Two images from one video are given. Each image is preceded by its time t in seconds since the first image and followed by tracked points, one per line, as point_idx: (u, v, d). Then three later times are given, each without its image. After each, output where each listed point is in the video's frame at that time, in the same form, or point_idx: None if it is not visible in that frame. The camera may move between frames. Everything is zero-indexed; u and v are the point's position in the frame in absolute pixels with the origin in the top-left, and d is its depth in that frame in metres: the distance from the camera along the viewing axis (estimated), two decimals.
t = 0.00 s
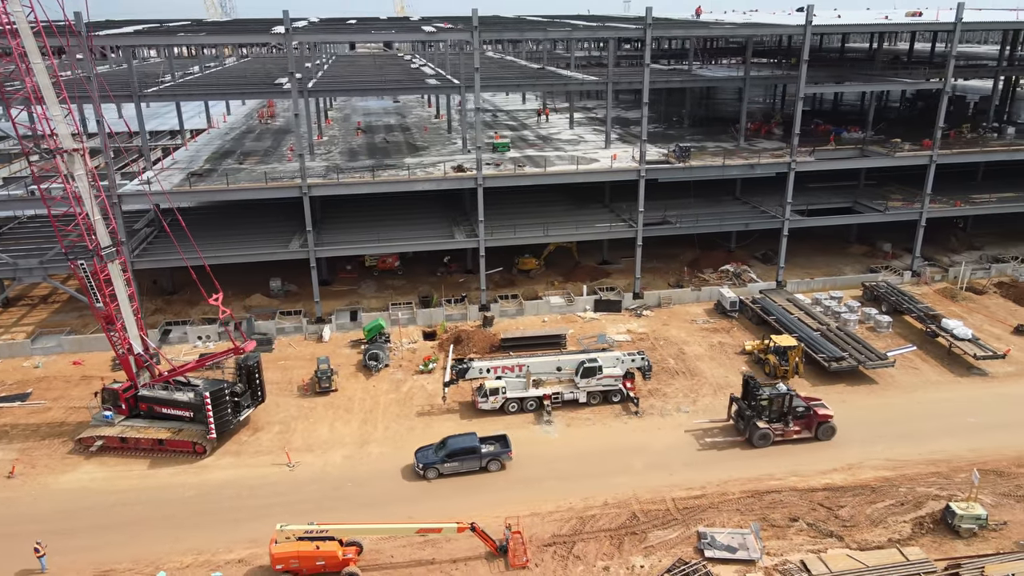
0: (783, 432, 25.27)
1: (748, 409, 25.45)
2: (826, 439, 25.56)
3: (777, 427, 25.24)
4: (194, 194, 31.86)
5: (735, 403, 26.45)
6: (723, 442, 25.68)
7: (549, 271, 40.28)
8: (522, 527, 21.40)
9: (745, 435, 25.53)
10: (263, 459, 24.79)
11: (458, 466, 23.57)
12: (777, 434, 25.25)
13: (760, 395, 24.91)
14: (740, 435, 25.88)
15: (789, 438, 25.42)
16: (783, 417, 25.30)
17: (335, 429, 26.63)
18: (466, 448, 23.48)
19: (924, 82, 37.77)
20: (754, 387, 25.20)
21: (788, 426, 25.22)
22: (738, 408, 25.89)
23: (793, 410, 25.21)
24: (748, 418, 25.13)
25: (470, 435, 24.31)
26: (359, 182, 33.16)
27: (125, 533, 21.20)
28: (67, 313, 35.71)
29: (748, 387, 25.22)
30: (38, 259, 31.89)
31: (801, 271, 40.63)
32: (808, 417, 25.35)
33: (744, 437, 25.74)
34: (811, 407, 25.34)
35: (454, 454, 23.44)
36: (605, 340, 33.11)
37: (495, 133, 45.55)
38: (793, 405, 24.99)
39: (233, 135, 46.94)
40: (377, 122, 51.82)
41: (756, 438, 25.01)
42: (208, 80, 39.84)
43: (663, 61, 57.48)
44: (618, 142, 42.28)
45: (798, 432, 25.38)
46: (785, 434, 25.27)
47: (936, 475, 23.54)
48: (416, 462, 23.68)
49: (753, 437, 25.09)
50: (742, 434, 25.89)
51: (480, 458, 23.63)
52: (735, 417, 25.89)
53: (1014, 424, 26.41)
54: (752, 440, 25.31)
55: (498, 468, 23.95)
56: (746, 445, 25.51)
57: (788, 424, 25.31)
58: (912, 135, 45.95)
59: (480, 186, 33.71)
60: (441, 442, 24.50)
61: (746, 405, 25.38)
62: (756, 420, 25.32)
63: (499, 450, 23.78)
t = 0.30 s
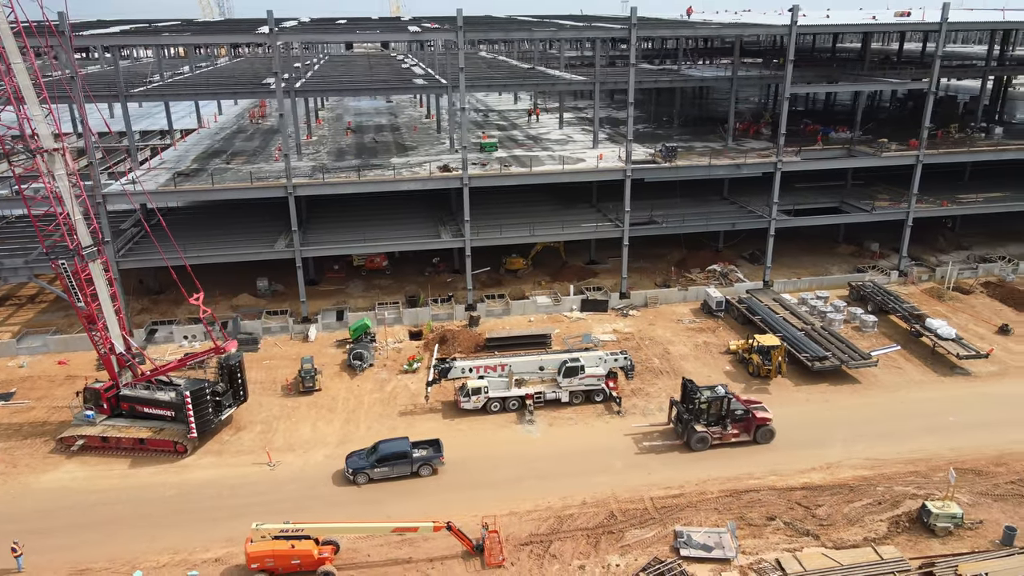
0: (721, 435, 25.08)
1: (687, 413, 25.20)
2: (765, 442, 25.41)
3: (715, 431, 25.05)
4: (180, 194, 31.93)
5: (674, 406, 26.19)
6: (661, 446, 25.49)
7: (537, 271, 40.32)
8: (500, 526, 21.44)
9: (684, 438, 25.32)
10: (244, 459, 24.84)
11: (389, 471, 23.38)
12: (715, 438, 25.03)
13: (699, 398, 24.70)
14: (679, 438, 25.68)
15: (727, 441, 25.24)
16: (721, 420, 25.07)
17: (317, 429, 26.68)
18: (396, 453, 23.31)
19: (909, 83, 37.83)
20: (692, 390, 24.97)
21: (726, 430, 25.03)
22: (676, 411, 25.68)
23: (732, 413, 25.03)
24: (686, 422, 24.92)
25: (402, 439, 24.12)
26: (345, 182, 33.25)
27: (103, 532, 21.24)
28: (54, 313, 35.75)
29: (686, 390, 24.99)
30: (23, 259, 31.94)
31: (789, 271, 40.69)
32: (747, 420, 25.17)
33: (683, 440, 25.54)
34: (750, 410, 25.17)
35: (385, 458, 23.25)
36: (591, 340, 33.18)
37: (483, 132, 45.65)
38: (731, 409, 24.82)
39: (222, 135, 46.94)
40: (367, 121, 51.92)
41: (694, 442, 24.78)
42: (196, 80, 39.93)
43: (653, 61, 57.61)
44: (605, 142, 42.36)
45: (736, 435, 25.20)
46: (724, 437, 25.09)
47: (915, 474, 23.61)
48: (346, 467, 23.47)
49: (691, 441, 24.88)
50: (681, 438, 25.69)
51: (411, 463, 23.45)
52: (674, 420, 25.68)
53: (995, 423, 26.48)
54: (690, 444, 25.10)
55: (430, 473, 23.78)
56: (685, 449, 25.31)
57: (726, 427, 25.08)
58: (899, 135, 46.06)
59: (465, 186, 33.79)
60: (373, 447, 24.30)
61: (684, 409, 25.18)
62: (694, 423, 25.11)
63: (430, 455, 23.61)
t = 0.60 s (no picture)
0: (657, 438, 24.94)
1: (623, 416, 24.94)
2: (700, 445, 25.35)
3: (652, 434, 24.89)
4: (164, 193, 32.00)
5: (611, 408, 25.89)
6: (597, 449, 25.24)
7: (524, 271, 40.36)
8: (476, 525, 21.48)
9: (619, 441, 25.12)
10: (224, 458, 24.89)
11: (316, 476, 23.16)
12: (651, 441, 24.90)
13: (635, 402, 24.39)
14: (615, 440, 25.49)
15: (663, 444, 25.12)
16: (657, 423, 24.90)
17: (299, 428, 26.72)
18: (324, 457, 23.13)
19: (894, 83, 37.84)
20: (629, 393, 24.69)
21: (662, 433, 24.88)
22: (612, 413, 25.43)
23: (668, 416, 24.85)
24: (621, 425, 24.67)
25: (332, 444, 23.92)
26: (329, 181, 33.31)
27: (80, 531, 21.28)
28: (40, 312, 35.79)
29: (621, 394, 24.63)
30: (7, 259, 31.98)
31: (776, 270, 40.74)
32: (683, 423, 25.04)
33: (620, 443, 25.35)
34: (686, 413, 25.04)
35: (313, 463, 23.05)
36: (575, 339, 33.23)
37: (472, 132, 45.71)
38: (668, 412, 24.61)
39: (211, 135, 46.91)
40: (357, 121, 51.97)
41: (629, 445, 24.63)
42: (182, 80, 39.99)
43: (644, 61, 57.65)
44: (592, 142, 42.42)
45: (673, 438, 25.07)
46: (660, 440, 24.95)
47: (892, 473, 23.66)
48: (273, 471, 23.19)
49: (626, 444, 24.70)
50: (617, 440, 25.52)
51: (339, 468, 23.24)
52: (609, 423, 25.42)
53: (974, 422, 26.54)
54: (626, 447, 24.91)
55: (359, 478, 23.54)
56: (620, 452, 25.13)
57: (662, 430, 24.94)
58: (887, 134, 46.11)
59: (450, 185, 33.86)
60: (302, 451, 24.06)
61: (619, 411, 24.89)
62: (629, 426, 24.86)
63: (359, 460, 23.41)
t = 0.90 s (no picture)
0: (591, 442, 24.69)
1: (556, 419, 24.69)
2: (636, 449, 25.17)
3: (586, 437, 24.65)
4: (147, 193, 32.03)
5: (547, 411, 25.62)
6: (531, 452, 25.06)
7: (510, 270, 40.40)
8: (451, 523, 21.51)
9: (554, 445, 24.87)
10: (202, 457, 24.93)
11: (240, 480, 22.91)
12: (585, 445, 24.68)
13: (567, 405, 24.21)
14: (550, 444, 25.24)
15: (598, 448, 24.85)
16: (592, 427, 24.68)
17: (279, 427, 26.76)
18: (248, 461, 22.89)
19: (878, 83, 37.82)
20: (562, 396, 24.43)
21: (596, 436, 24.63)
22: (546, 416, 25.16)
23: (602, 420, 24.64)
24: (555, 428, 24.46)
25: (259, 448, 23.66)
26: (313, 181, 33.33)
27: (55, 530, 21.33)
28: (26, 312, 35.83)
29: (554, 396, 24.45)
30: None
31: (762, 269, 40.80)
32: (618, 427, 24.81)
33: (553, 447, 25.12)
34: (621, 416, 24.84)
35: (237, 467, 22.81)
36: (558, 339, 33.29)
37: (459, 132, 45.76)
38: (601, 415, 24.39)
39: (199, 134, 46.86)
40: (346, 121, 52.03)
41: (562, 449, 24.40)
42: (168, 80, 40.02)
43: (634, 60, 57.71)
44: (579, 142, 42.46)
45: (607, 441, 24.82)
46: (594, 444, 24.68)
47: (868, 472, 23.72)
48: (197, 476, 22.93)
49: (559, 448, 24.48)
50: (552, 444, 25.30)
51: (264, 472, 22.98)
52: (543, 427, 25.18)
53: (952, 421, 26.62)
54: (559, 451, 24.68)
55: (284, 482, 23.28)
56: (554, 456, 24.88)
57: (596, 434, 24.72)
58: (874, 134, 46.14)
59: (434, 185, 33.91)
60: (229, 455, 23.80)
61: (553, 414, 24.68)
62: (563, 430, 24.64)
63: (285, 464, 23.13)
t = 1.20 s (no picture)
0: (523, 446, 24.52)
1: (488, 424, 24.45)
2: (570, 453, 24.93)
3: (518, 442, 24.53)
4: (132, 193, 32.14)
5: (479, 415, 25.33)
6: (463, 457, 24.89)
7: (498, 270, 40.47)
8: (425, 523, 21.57)
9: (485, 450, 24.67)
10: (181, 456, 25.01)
11: (162, 485, 22.67)
12: (517, 449, 24.51)
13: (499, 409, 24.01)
14: (482, 449, 25.05)
15: (530, 452, 24.68)
16: (524, 431, 24.49)
17: (259, 426, 26.83)
18: (171, 466, 22.63)
19: (864, 83, 37.75)
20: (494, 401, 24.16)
21: (529, 441, 24.50)
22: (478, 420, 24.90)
23: (536, 424, 24.43)
24: (486, 433, 24.27)
25: (183, 452, 23.41)
26: (298, 181, 33.42)
27: (31, 528, 21.44)
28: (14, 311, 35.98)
29: (487, 400, 24.30)
30: None
31: (749, 269, 40.81)
32: (551, 431, 24.53)
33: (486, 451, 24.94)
34: (555, 421, 24.56)
35: (159, 472, 22.57)
36: (543, 339, 33.35)
37: (448, 132, 45.84)
38: (535, 419, 24.27)
39: (189, 134, 46.96)
40: (337, 121, 52.16)
41: (494, 454, 24.22)
42: (157, 81, 40.14)
43: (626, 61, 57.70)
44: (567, 142, 42.50)
45: (540, 446, 24.63)
46: (526, 449, 24.54)
47: (845, 472, 23.73)
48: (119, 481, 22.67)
49: (491, 452, 24.29)
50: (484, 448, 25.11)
51: (187, 477, 22.75)
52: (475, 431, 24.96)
53: (932, 421, 26.63)
54: (491, 456, 24.48)
55: (208, 487, 23.05)
56: (486, 461, 24.67)
57: (528, 438, 24.52)
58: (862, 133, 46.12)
59: (419, 185, 33.98)
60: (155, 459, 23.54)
61: (486, 418, 24.51)
62: (495, 434, 24.48)
63: (208, 469, 22.91)
